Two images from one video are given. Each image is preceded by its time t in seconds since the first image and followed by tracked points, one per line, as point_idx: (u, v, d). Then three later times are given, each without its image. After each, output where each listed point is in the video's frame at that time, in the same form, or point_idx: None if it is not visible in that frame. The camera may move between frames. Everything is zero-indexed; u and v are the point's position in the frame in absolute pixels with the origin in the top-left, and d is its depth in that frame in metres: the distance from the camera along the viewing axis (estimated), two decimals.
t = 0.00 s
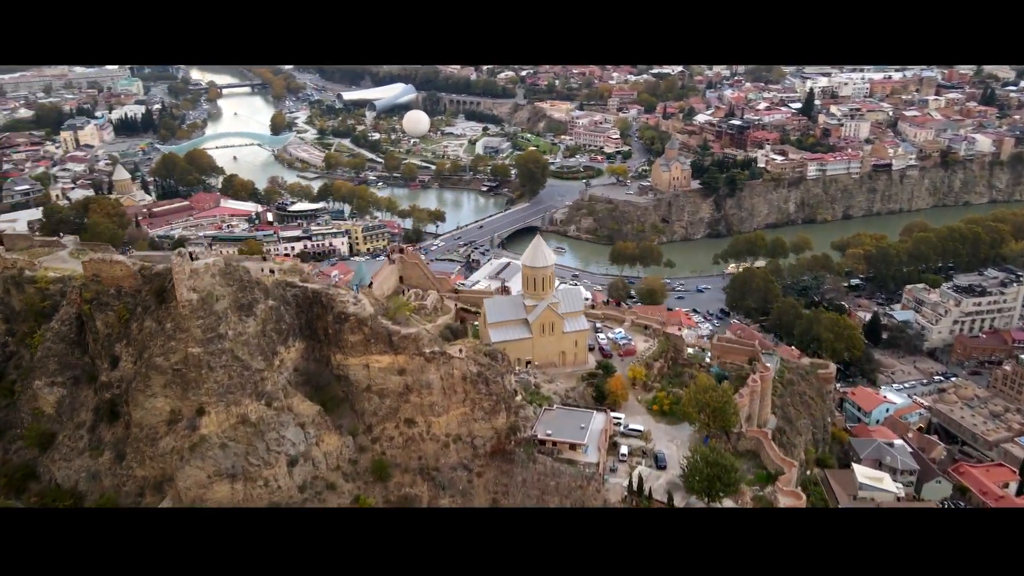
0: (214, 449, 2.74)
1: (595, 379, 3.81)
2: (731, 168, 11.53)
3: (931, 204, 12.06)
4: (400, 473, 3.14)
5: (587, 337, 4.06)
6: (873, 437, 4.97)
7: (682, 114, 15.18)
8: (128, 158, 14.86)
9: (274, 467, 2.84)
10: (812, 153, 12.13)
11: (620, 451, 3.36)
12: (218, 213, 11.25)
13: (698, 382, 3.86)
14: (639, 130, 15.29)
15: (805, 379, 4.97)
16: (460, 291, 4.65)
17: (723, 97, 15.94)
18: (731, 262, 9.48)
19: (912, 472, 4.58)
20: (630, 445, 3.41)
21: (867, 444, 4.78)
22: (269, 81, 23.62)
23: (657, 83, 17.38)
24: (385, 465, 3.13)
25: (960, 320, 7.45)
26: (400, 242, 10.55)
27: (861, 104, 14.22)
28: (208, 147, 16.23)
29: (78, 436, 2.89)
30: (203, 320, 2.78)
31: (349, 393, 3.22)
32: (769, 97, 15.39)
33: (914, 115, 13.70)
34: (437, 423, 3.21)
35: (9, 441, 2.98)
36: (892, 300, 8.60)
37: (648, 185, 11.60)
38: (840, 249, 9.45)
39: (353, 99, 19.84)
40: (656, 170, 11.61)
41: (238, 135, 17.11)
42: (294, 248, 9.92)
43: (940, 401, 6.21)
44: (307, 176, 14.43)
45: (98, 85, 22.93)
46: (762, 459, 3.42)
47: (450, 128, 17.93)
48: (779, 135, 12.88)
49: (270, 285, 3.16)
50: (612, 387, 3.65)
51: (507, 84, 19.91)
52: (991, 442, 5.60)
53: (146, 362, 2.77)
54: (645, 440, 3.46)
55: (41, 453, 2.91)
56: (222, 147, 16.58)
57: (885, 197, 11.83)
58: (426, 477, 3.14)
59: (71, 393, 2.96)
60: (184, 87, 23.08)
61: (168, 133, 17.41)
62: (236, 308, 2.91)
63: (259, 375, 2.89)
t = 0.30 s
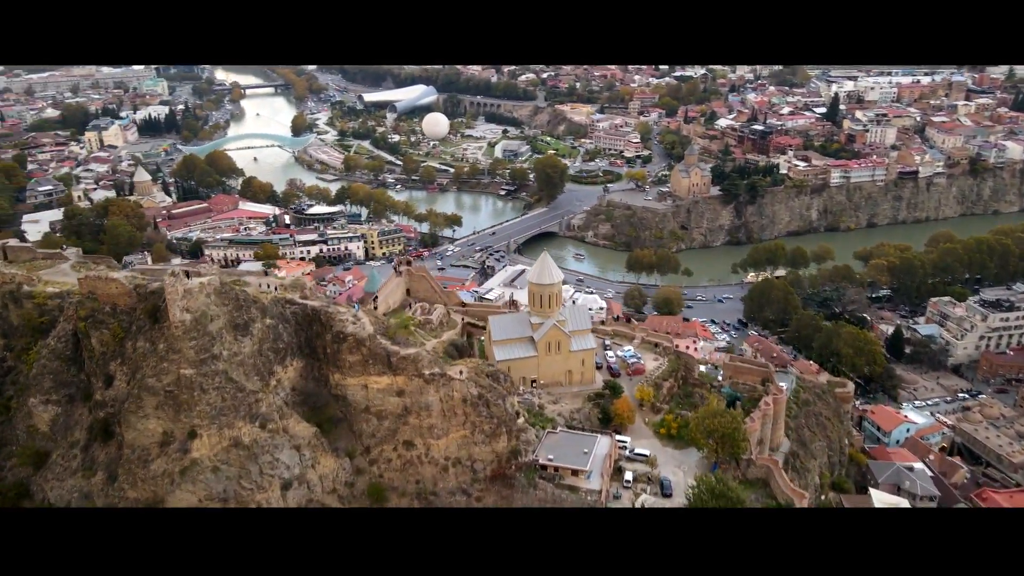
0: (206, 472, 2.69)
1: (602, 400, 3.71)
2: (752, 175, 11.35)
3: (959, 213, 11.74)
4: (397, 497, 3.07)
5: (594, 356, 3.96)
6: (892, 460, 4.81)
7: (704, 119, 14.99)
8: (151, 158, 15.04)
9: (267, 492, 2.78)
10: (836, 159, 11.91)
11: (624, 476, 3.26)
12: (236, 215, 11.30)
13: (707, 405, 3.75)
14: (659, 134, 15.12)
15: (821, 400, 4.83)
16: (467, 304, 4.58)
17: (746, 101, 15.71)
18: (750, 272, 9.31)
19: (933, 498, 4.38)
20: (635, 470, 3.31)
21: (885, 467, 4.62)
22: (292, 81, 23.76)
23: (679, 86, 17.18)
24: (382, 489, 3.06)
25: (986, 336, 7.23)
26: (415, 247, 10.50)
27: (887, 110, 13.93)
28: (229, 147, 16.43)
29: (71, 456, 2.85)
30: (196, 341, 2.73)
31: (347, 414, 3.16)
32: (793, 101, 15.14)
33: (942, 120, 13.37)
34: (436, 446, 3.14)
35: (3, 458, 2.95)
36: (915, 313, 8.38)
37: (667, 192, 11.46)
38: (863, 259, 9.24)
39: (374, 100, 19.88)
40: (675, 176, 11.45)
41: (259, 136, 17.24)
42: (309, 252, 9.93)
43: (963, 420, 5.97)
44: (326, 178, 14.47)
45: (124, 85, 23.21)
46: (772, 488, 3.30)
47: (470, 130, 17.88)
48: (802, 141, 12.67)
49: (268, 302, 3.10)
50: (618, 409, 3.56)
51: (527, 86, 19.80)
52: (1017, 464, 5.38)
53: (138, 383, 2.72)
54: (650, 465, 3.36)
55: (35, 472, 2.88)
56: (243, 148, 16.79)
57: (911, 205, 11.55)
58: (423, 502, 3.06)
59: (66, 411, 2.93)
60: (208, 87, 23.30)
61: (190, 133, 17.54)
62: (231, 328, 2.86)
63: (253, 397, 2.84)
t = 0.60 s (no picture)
0: (196, 496, 2.64)
1: (608, 422, 3.62)
2: (774, 182, 11.16)
3: (989, 222, 11.42)
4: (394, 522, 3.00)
5: (602, 375, 3.87)
6: (912, 484, 4.65)
7: (726, 123, 14.78)
8: (173, 161, 15.17)
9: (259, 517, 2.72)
10: (861, 166, 11.67)
11: (627, 503, 3.15)
12: (254, 217, 11.35)
13: (716, 429, 3.64)
14: (681, 138, 14.94)
15: (838, 421, 4.68)
16: (475, 318, 4.51)
17: (769, 105, 15.48)
18: (770, 282, 9.13)
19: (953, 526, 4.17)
20: (639, 497, 3.20)
21: (904, 493, 4.46)
22: (315, 82, 23.90)
23: (702, 90, 16.98)
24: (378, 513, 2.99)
25: (1015, 353, 6.99)
26: (432, 252, 10.44)
27: (915, 115, 13.62)
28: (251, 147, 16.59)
29: (64, 475, 2.82)
30: (189, 362, 2.69)
31: (344, 435, 3.10)
32: (817, 106, 14.89)
33: (972, 127, 13.04)
34: (435, 469, 3.07)
35: None
36: (940, 326, 8.15)
37: (687, 198, 11.31)
38: (887, 269, 9.02)
39: (395, 102, 19.92)
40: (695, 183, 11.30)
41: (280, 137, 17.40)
42: (326, 256, 9.93)
43: (989, 440, 5.76)
44: (345, 181, 14.51)
45: (151, 86, 23.48)
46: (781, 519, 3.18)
47: (490, 133, 17.82)
48: (826, 147, 12.45)
49: (266, 321, 3.05)
50: (624, 433, 3.47)
51: (549, 89, 19.69)
52: None
53: (130, 404, 2.69)
54: (655, 492, 3.25)
55: (28, 490, 2.85)
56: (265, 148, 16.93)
57: (938, 214, 11.25)
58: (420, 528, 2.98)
59: (61, 429, 2.90)
60: (232, 88, 23.52)
61: (213, 134, 17.69)
62: (227, 348, 2.82)
63: (246, 419, 2.78)
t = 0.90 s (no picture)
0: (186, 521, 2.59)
1: (613, 445, 3.52)
2: (797, 189, 10.97)
3: (1019, 232, 11.10)
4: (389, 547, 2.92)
5: (608, 396, 3.77)
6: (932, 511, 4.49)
7: (749, 127, 14.58)
8: (194, 162, 15.30)
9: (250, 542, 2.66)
10: (886, 174, 11.43)
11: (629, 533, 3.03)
12: (272, 220, 11.38)
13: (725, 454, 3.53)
14: (703, 143, 14.75)
15: (855, 443, 4.53)
16: (482, 332, 4.44)
17: (794, 110, 15.24)
18: (790, 292, 8.95)
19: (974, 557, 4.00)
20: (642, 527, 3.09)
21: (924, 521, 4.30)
22: (337, 84, 24.02)
23: (725, 93, 16.76)
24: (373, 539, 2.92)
25: None
26: (448, 257, 10.38)
27: (944, 121, 13.31)
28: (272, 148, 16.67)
29: (56, 495, 2.78)
30: (180, 385, 2.67)
31: (340, 457, 3.04)
32: (843, 111, 14.61)
33: (1003, 133, 12.71)
34: (432, 494, 3.00)
35: None
36: (965, 341, 7.93)
37: (707, 205, 11.15)
38: (911, 281, 8.80)
39: (417, 104, 19.94)
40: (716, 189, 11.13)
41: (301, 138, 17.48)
42: (341, 260, 9.92)
43: (1014, 462, 5.57)
44: (364, 184, 14.53)
45: (176, 87, 23.73)
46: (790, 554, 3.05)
47: (510, 135, 17.75)
48: (851, 153, 12.22)
49: (263, 339, 3.01)
50: (630, 458, 3.35)
51: (570, 92, 19.55)
52: None
53: (121, 426, 2.66)
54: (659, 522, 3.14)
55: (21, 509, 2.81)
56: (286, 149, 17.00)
57: (967, 223, 10.97)
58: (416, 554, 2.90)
59: (54, 447, 2.86)
60: (255, 89, 23.68)
61: (235, 135, 17.81)
62: (221, 369, 2.79)
63: (238, 442, 2.74)
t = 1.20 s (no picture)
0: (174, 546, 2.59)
1: (617, 468, 3.42)
2: (819, 196, 10.77)
3: None
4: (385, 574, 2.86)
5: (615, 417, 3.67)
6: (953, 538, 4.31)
7: (773, 132, 14.36)
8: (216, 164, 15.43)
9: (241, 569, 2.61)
10: (912, 181, 11.17)
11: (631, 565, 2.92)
12: (290, 222, 11.41)
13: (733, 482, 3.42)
14: (725, 148, 14.55)
15: (873, 467, 4.39)
16: (488, 347, 4.37)
17: (819, 114, 14.98)
18: (811, 302, 8.76)
19: None
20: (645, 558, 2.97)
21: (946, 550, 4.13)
22: (359, 85, 24.09)
23: (749, 97, 16.52)
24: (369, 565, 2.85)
25: None
26: (464, 262, 10.32)
27: (974, 127, 12.97)
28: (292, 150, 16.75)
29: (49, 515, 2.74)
30: (170, 408, 2.72)
31: (336, 480, 2.99)
32: (869, 116, 14.33)
33: None
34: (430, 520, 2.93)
35: None
36: (992, 356, 7.69)
37: (727, 211, 10.98)
38: (937, 292, 8.58)
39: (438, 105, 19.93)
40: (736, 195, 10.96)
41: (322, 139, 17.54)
42: (357, 265, 9.91)
43: None
44: (383, 186, 14.53)
45: (201, 87, 23.97)
46: None
47: (530, 138, 17.66)
48: (876, 160, 11.97)
49: (259, 359, 3.00)
50: (634, 483, 3.24)
51: (591, 94, 19.40)
52: None
53: (112, 448, 2.71)
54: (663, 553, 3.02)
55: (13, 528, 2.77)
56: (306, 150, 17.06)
57: (996, 232, 10.65)
58: None
59: (48, 466, 2.83)
60: (279, 90, 23.83)
61: (256, 136, 17.91)
62: (213, 391, 2.84)
63: (228, 464, 2.75)
